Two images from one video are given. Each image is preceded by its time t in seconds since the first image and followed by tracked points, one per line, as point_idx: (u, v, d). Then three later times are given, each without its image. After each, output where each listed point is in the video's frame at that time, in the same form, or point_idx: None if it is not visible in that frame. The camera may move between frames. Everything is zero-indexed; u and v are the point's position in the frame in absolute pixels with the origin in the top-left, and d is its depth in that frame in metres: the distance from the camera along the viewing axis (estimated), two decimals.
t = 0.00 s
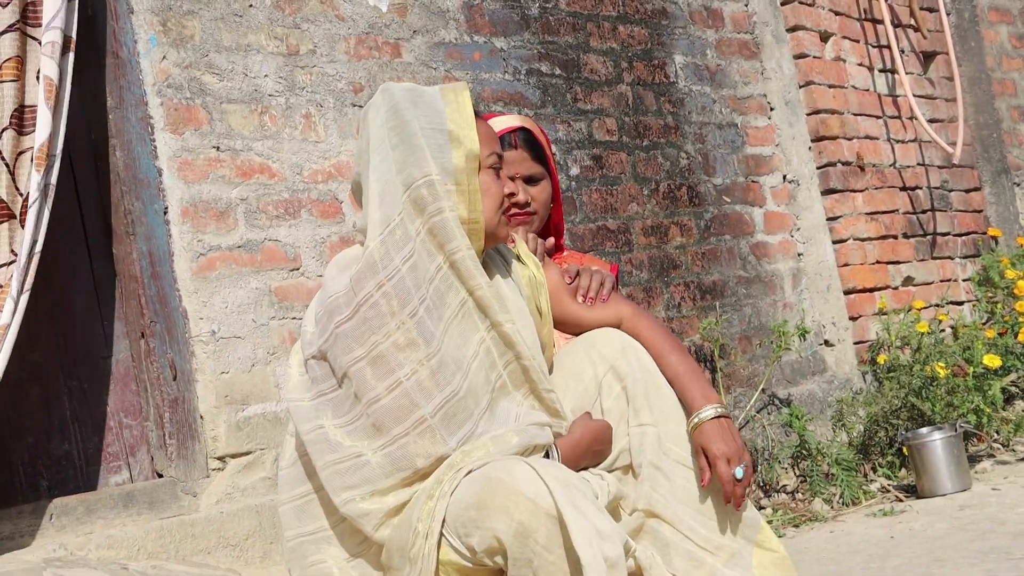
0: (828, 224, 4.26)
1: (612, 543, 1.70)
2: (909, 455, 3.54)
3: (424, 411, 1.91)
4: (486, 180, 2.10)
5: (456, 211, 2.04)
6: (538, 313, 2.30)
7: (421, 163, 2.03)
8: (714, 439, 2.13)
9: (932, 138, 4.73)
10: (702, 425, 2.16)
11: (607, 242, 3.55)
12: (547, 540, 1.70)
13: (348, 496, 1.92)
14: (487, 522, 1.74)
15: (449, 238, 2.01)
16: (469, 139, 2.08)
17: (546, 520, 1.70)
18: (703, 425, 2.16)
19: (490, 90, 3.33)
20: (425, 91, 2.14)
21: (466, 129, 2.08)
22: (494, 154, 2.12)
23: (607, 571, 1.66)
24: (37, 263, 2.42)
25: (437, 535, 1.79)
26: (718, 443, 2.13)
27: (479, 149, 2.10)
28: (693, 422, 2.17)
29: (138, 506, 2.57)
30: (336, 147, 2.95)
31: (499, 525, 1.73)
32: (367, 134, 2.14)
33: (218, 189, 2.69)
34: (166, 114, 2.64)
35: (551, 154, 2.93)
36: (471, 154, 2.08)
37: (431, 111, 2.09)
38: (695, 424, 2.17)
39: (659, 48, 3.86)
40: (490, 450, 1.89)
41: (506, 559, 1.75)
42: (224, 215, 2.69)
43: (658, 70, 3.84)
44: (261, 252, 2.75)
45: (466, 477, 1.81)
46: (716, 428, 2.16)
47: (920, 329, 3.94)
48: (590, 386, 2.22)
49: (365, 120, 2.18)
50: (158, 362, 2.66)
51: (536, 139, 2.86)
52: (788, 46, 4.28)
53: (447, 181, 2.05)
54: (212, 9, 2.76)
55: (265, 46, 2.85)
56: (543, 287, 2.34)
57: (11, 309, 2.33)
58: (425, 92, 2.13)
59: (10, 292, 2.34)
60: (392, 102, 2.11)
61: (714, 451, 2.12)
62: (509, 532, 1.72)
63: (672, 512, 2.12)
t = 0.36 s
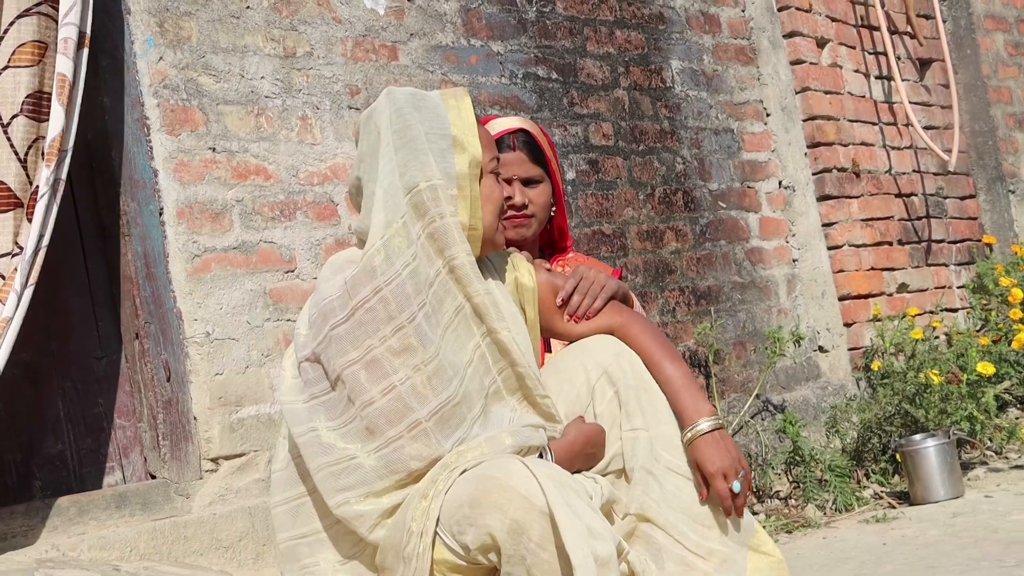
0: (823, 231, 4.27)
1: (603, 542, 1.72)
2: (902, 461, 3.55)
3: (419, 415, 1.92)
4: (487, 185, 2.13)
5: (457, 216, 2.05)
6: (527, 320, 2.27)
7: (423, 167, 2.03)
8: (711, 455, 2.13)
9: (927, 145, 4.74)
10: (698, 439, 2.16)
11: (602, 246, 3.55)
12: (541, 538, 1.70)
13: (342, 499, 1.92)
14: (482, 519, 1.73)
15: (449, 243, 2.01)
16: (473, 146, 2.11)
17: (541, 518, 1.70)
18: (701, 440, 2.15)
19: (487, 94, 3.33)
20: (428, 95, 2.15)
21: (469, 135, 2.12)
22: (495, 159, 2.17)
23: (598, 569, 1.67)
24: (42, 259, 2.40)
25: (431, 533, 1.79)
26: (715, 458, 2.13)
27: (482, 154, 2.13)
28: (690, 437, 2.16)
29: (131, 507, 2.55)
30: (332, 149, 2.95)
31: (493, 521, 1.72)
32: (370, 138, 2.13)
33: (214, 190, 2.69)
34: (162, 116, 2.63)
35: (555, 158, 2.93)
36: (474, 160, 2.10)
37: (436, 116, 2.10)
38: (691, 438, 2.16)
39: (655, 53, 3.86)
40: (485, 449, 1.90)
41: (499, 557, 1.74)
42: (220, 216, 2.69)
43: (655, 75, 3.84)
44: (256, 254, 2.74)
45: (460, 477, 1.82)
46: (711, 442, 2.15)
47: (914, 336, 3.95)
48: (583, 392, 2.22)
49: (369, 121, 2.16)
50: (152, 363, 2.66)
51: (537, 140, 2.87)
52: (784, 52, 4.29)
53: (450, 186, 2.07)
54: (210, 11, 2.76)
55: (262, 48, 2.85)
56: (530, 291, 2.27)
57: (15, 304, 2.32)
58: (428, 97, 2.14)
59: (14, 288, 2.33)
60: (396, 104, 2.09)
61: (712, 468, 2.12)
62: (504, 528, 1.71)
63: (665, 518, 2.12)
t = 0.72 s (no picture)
0: (818, 230, 4.27)
1: (601, 544, 1.71)
2: (897, 460, 3.55)
3: (417, 411, 1.92)
4: (491, 179, 2.14)
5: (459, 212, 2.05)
6: (532, 314, 2.33)
7: (427, 164, 2.05)
8: (697, 454, 2.11)
9: (923, 144, 4.75)
10: (686, 437, 2.14)
11: (597, 244, 3.55)
12: (538, 539, 1.70)
13: (339, 494, 1.93)
14: (479, 520, 1.73)
15: (451, 240, 2.02)
16: (476, 143, 2.11)
17: (538, 519, 1.70)
18: (688, 439, 2.14)
19: (483, 91, 3.33)
20: (431, 93, 2.15)
21: (473, 131, 2.12)
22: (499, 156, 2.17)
23: (596, 571, 1.67)
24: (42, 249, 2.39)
25: (427, 534, 1.79)
26: (700, 458, 2.11)
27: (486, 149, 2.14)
28: (679, 436, 2.15)
29: (124, 503, 2.55)
30: (327, 146, 2.95)
31: (490, 523, 1.72)
32: (373, 133, 2.14)
33: (209, 186, 2.69)
34: (157, 112, 2.63)
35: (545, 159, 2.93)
36: (478, 156, 2.10)
37: (438, 113, 2.11)
38: (678, 436, 2.15)
39: (651, 51, 3.86)
40: (482, 449, 1.90)
41: (497, 558, 1.74)
42: (215, 212, 2.69)
43: (650, 73, 3.84)
44: (252, 251, 2.74)
45: (456, 477, 1.82)
46: (699, 439, 2.13)
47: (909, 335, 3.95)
48: (580, 390, 2.22)
49: (372, 117, 2.16)
50: (146, 359, 2.67)
51: (527, 139, 2.87)
52: (780, 50, 4.29)
53: (453, 182, 2.07)
54: (205, 7, 2.76)
55: (257, 44, 2.85)
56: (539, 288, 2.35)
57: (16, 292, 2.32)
58: (431, 95, 2.14)
59: (13, 277, 2.32)
60: (400, 101, 2.09)
61: (697, 468, 2.11)
62: (501, 529, 1.71)
63: (660, 516, 2.11)
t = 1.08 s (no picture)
0: (817, 235, 4.27)
1: (595, 544, 1.72)
2: (894, 466, 3.55)
3: (409, 409, 1.93)
4: (470, 178, 2.15)
5: (440, 212, 2.09)
6: (531, 318, 2.37)
7: (405, 169, 2.09)
8: (695, 459, 2.14)
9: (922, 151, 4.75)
10: (683, 443, 2.17)
11: (596, 249, 3.55)
12: (533, 539, 1.70)
13: (334, 493, 1.93)
14: (475, 519, 1.73)
15: (436, 241, 2.04)
16: (447, 142, 2.12)
17: (533, 519, 1.70)
18: (686, 444, 2.16)
19: (483, 95, 3.33)
20: (404, 96, 2.18)
21: (443, 132, 2.12)
22: (477, 151, 2.17)
23: (588, 571, 1.68)
24: (54, 253, 2.38)
25: (423, 533, 1.79)
26: (699, 462, 2.13)
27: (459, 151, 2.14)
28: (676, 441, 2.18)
29: (122, 505, 2.54)
30: (327, 149, 2.95)
31: (485, 522, 1.72)
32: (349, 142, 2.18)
33: (208, 189, 2.69)
34: (157, 114, 2.63)
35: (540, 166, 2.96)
36: (451, 157, 2.11)
37: (410, 116, 2.13)
38: (676, 443, 2.17)
39: (651, 57, 3.87)
40: (478, 449, 1.89)
41: (491, 557, 1.74)
42: (214, 215, 2.69)
43: (650, 78, 3.85)
44: (250, 254, 2.74)
45: (452, 476, 1.81)
46: (696, 446, 2.16)
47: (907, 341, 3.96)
48: (577, 395, 2.21)
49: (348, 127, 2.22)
50: (144, 362, 2.66)
51: (526, 147, 2.90)
52: (780, 56, 4.30)
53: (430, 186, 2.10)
54: (206, 10, 2.76)
55: (258, 47, 2.85)
56: (539, 292, 2.40)
57: (27, 298, 2.30)
58: (403, 100, 2.16)
59: (25, 283, 2.31)
60: (372, 109, 2.14)
61: (694, 472, 2.13)
62: (496, 529, 1.71)
63: (656, 521, 2.11)
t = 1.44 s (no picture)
0: (817, 237, 4.27)
1: (596, 543, 1.72)
2: (895, 467, 3.55)
3: (411, 409, 1.93)
4: (466, 181, 2.16)
5: (436, 215, 2.10)
6: (529, 321, 2.37)
7: (403, 169, 2.10)
8: (703, 447, 2.17)
9: (922, 152, 4.75)
10: (688, 434, 2.19)
11: (597, 251, 3.55)
12: (535, 538, 1.70)
13: (335, 495, 1.93)
14: (477, 518, 1.73)
15: (433, 242, 2.05)
16: (445, 145, 2.14)
17: (535, 518, 1.70)
18: (691, 434, 2.19)
19: (483, 97, 3.33)
20: (408, 98, 2.20)
21: (442, 135, 2.15)
22: (477, 156, 2.18)
23: (589, 571, 1.68)
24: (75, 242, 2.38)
25: (426, 533, 1.79)
26: (706, 450, 2.16)
27: (457, 153, 2.16)
28: (680, 433, 2.20)
29: (123, 508, 2.53)
30: (327, 151, 2.95)
31: (487, 521, 1.72)
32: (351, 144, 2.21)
33: (208, 191, 2.69)
34: (158, 116, 2.64)
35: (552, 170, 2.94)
36: (447, 160, 2.13)
37: (410, 117, 2.16)
38: (681, 435, 2.20)
39: (651, 58, 3.87)
40: (479, 449, 1.90)
41: (494, 556, 1.74)
42: (214, 217, 2.69)
43: (651, 80, 3.85)
44: (251, 256, 2.74)
45: (455, 476, 1.81)
46: (701, 437, 2.19)
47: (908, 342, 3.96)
48: (576, 397, 2.21)
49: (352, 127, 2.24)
50: (144, 363, 2.65)
51: (537, 150, 2.88)
52: (780, 58, 4.30)
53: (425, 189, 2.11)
54: (206, 12, 2.76)
55: (258, 50, 2.85)
56: (537, 292, 2.41)
57: (47, 286, 2.30)
58: (407, 99, 2.19)
59: (45, 270, 2.31)
60: (375, 109, 2.17)
61: (704, 461, 2.15)
62: (498, 527, 1.71)
63: (657, 522, 2.11)
